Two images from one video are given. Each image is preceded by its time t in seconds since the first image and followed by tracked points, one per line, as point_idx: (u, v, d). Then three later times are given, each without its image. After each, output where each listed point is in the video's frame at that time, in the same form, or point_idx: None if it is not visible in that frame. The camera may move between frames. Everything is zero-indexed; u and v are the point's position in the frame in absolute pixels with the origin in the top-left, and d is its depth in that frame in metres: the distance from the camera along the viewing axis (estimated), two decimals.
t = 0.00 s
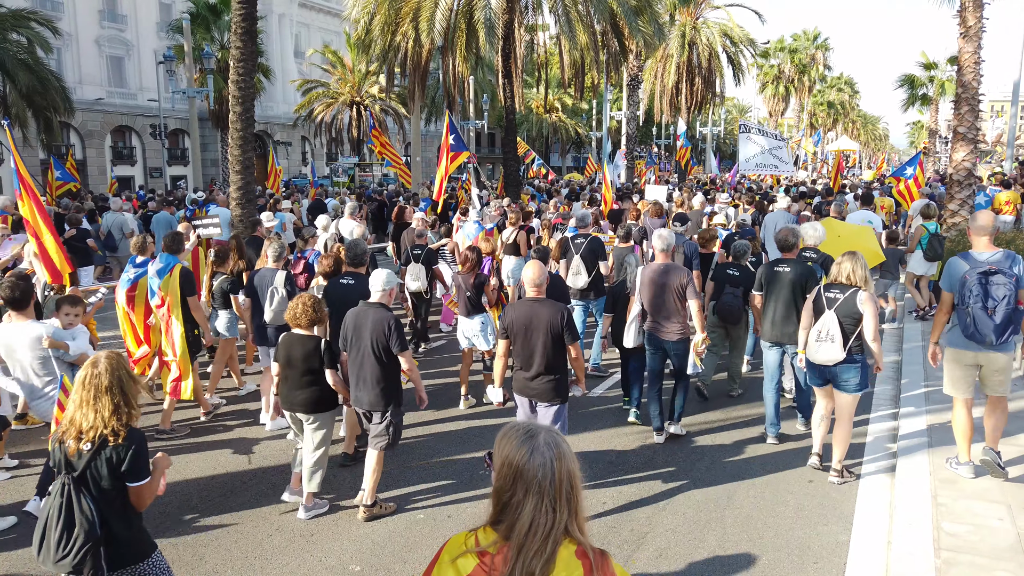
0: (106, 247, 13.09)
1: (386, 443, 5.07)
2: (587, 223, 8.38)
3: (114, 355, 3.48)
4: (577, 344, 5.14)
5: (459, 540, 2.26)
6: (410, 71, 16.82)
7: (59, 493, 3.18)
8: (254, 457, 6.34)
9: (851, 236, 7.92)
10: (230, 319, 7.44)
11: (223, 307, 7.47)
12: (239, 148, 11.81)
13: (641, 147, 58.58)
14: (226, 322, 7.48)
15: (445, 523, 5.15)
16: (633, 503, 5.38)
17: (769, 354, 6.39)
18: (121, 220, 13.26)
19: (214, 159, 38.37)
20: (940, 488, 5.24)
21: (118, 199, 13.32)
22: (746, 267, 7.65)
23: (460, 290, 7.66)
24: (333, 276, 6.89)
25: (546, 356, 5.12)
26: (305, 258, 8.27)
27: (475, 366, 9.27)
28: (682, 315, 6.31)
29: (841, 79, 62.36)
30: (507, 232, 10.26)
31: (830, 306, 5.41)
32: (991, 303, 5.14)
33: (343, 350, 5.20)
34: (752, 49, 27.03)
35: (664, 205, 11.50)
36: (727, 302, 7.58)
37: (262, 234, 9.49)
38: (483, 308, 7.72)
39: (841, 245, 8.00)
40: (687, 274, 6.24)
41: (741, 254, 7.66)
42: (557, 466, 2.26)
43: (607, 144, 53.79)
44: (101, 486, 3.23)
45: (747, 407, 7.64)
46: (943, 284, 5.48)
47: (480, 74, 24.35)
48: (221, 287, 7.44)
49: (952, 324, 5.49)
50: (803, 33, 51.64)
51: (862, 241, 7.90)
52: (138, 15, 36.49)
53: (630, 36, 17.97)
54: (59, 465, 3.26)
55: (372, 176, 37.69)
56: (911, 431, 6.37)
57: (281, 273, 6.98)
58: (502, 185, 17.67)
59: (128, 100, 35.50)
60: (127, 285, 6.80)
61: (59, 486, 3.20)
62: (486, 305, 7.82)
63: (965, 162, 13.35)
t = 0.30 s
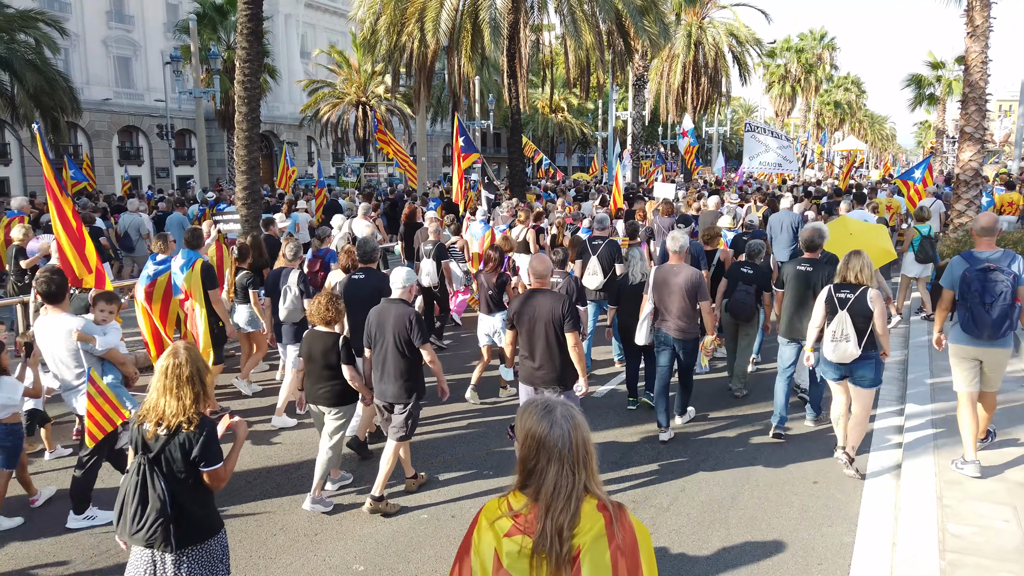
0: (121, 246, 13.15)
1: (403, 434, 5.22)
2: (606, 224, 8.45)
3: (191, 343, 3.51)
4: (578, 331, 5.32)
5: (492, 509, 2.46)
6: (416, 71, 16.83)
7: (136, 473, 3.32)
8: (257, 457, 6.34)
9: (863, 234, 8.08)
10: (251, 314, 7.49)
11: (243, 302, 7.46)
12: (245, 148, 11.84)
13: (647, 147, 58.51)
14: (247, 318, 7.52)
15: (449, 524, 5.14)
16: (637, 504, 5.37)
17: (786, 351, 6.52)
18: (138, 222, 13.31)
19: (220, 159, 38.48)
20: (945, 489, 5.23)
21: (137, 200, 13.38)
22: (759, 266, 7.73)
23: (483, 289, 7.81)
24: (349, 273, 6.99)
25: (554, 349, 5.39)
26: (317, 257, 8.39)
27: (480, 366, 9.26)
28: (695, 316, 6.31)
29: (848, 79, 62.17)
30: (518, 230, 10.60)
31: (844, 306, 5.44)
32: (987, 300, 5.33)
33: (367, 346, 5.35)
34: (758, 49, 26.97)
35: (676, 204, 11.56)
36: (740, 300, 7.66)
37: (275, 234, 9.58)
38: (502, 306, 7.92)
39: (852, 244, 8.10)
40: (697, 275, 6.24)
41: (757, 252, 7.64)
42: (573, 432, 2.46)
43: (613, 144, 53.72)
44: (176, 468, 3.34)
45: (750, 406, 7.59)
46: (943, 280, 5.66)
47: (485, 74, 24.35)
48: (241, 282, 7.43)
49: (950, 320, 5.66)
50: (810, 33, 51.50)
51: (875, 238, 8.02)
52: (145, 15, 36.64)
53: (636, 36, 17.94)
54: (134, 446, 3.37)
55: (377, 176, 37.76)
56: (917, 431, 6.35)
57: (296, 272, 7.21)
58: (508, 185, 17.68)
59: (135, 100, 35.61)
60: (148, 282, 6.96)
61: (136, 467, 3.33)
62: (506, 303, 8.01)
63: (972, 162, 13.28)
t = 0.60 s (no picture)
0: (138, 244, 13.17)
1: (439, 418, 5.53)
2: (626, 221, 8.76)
3: (236, 331, 3.71)
4: (592, 330, 5.50)
5: (520, 460, 2.54)
6: (421, 72, 16.86)
7: (195, 452, 3.53)
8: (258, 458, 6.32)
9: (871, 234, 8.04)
10: (272, 311, 7.46)
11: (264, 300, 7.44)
12: (251, 148, 11.87)
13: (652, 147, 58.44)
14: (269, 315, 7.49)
15: (451, 524, 5.14)
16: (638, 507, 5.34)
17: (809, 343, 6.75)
18: (156, 219, 13.34)
19: (227, 159, 38.58)
20: (951, 491, 5.20)
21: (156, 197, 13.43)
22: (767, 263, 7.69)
23: (503, 283, 8.06)
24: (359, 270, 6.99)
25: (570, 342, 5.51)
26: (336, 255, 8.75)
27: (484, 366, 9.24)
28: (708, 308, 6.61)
29: (855, 79, 61.87)
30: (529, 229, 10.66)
31: (857, 300, 5.76)
32: (994, 290, 5.65)
33: (387, 337, 5.56)
34: (765, 48, 26.89)
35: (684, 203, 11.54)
36: (747, 300, 7.69)
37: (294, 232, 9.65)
38: (519, 301, 8.18)
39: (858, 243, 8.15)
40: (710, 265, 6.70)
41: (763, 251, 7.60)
42: (593, 384, 2.55)
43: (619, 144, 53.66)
44: (232, 445, 3.57)
45: (754, 405, 7.58)
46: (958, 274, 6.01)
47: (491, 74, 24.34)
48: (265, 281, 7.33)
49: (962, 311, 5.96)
50: (816, 33, 51.31)
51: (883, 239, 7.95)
52: (151, 16, 36.76)
53: (641, 35, 17.90)
54: (191, 427, 3.57)
55: (382, 176, 37.80)
56: (922, 433, 6.30)
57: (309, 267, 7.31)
58: (513, 185, 17.67)
59: (142, 100, 35.76)
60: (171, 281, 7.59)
61: (194, 447, 3.53)
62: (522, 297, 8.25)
63: (979, 162, 13.22)
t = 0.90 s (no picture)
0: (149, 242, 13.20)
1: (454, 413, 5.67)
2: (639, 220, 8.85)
3: (274, 327, 3.83)
4: (616, 327, 5.66)
5: (555, 441, 2.78)
6: (425, 72, 16.88)
7: (237, 442, 3.68)
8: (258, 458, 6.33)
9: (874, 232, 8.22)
10: (296, 307, 7.51)
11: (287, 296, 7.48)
12: (255, 149, 11.89)
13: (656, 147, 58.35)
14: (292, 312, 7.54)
15: (454, 524, 5.13)
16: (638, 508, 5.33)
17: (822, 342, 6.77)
18: (168, 219, 13.38)
19: (232, 160, 38.65)
20: (955, 492, 5.18)
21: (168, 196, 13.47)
22: (774, 261, 7.80)
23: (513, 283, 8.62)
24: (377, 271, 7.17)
25: (593, 337, 5.71)
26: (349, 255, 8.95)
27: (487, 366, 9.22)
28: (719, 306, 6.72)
29: (861, 80, 61.70)
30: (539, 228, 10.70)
31: (876, 298, 5.86)
32: (999, 287, 5.70)
33: (409, 334, 5.65)
34: (769, 48, 26.83)
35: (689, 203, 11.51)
36: (759, 297, 7.76)
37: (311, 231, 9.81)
38: (530, 299, 8.66)
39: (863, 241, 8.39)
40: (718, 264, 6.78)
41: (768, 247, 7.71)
42: (620, 376, 2.78)
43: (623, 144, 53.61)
44: (272, 436, 3.71)
45: (757, 404, 7.57)
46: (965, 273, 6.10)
47: (495, 75, 24.34)
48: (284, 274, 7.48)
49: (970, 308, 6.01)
50: (821, 33, 51.19)
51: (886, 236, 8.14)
52: (157, 17, 36.85)
53: (645, 36, 17.88)
54: (232, 419, 3.72)
55: (387, 176, 37.84)
56: (925, 435, 6.25)
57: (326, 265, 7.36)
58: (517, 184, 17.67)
59: (147, 100, 35.84)
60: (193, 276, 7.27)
61: (236, 437, 3.68)
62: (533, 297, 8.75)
63: (984, 162, 13.16)
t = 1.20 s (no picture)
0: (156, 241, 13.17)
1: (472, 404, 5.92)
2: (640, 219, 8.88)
3: (303, 312, 4.05)
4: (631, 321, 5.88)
5: (583, 409, 2.91)
6: (426, 71, 16.88)
7: (273, 420, 3.90)
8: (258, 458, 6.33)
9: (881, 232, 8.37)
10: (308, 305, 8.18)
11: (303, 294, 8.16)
12: (256, 148, 11.89)
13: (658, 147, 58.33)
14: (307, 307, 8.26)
15: (453, 523, 5.13)
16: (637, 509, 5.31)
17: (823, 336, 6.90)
18: (176, 219, 13.34)
19: (233, 160, 38.66)
20: (955, 492, 5.17)
21: (176, 196, 13.43)
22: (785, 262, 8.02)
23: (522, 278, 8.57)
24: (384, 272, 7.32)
25: (606, 331, 5.86)
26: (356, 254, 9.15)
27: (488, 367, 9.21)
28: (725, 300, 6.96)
29: (862, 78, 61.61)
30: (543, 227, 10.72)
31: (886, 290, 5.90)
32: (995, 284, 5.93)
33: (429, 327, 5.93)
34: (771, 48, 26.78)
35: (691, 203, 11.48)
36: (771, 296, 7.91)
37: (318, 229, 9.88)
38: (542, 295, 8.66)
39: (869, 240, 8.55)
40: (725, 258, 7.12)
41: (780, 249, 8.03)
42: (646, 348, 2.89)
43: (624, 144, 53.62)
44: (305, 413, 3.92)
45: (756, 402, 7.56)
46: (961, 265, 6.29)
47: (496, 74, 24.30)
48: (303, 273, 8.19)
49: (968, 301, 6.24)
50: (823, 32, 51.12)
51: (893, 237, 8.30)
52: (158, 17, 36.87)
53: (647, 36, 17.86)
54: (267, 400, 3.94)
55: (388, 176, 37.85)
56: (926, 434, 6.24)
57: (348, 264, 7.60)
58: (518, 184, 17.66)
59: (149, 100, 35.85)
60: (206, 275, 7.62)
61: (272, 417, 3.90)
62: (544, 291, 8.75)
63: (986, 162, 13.13)
